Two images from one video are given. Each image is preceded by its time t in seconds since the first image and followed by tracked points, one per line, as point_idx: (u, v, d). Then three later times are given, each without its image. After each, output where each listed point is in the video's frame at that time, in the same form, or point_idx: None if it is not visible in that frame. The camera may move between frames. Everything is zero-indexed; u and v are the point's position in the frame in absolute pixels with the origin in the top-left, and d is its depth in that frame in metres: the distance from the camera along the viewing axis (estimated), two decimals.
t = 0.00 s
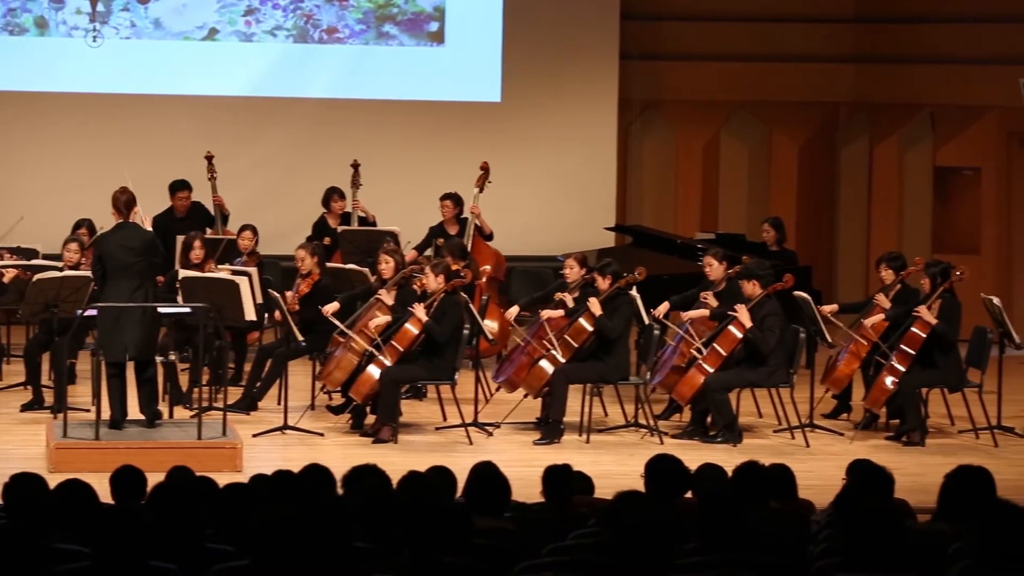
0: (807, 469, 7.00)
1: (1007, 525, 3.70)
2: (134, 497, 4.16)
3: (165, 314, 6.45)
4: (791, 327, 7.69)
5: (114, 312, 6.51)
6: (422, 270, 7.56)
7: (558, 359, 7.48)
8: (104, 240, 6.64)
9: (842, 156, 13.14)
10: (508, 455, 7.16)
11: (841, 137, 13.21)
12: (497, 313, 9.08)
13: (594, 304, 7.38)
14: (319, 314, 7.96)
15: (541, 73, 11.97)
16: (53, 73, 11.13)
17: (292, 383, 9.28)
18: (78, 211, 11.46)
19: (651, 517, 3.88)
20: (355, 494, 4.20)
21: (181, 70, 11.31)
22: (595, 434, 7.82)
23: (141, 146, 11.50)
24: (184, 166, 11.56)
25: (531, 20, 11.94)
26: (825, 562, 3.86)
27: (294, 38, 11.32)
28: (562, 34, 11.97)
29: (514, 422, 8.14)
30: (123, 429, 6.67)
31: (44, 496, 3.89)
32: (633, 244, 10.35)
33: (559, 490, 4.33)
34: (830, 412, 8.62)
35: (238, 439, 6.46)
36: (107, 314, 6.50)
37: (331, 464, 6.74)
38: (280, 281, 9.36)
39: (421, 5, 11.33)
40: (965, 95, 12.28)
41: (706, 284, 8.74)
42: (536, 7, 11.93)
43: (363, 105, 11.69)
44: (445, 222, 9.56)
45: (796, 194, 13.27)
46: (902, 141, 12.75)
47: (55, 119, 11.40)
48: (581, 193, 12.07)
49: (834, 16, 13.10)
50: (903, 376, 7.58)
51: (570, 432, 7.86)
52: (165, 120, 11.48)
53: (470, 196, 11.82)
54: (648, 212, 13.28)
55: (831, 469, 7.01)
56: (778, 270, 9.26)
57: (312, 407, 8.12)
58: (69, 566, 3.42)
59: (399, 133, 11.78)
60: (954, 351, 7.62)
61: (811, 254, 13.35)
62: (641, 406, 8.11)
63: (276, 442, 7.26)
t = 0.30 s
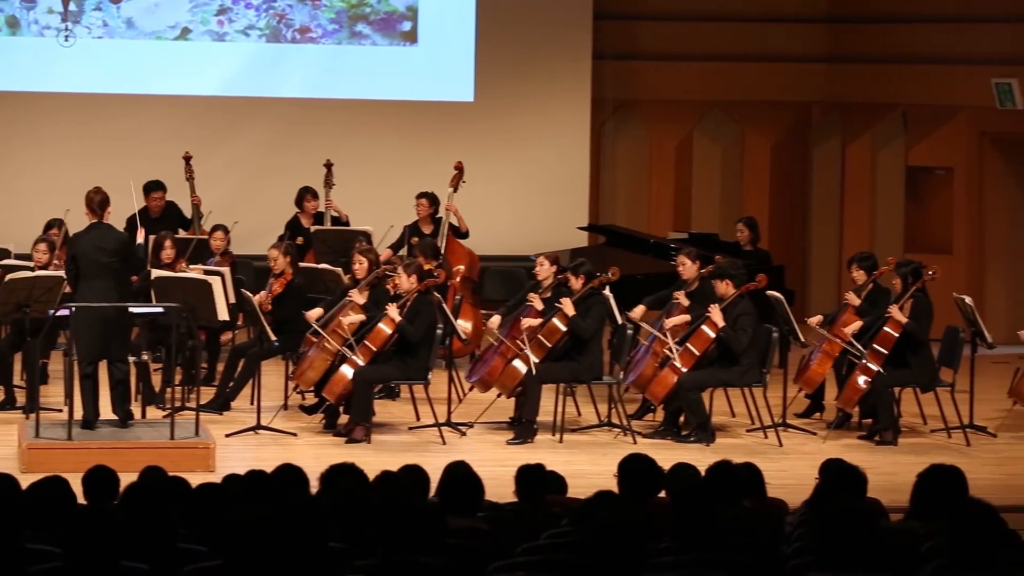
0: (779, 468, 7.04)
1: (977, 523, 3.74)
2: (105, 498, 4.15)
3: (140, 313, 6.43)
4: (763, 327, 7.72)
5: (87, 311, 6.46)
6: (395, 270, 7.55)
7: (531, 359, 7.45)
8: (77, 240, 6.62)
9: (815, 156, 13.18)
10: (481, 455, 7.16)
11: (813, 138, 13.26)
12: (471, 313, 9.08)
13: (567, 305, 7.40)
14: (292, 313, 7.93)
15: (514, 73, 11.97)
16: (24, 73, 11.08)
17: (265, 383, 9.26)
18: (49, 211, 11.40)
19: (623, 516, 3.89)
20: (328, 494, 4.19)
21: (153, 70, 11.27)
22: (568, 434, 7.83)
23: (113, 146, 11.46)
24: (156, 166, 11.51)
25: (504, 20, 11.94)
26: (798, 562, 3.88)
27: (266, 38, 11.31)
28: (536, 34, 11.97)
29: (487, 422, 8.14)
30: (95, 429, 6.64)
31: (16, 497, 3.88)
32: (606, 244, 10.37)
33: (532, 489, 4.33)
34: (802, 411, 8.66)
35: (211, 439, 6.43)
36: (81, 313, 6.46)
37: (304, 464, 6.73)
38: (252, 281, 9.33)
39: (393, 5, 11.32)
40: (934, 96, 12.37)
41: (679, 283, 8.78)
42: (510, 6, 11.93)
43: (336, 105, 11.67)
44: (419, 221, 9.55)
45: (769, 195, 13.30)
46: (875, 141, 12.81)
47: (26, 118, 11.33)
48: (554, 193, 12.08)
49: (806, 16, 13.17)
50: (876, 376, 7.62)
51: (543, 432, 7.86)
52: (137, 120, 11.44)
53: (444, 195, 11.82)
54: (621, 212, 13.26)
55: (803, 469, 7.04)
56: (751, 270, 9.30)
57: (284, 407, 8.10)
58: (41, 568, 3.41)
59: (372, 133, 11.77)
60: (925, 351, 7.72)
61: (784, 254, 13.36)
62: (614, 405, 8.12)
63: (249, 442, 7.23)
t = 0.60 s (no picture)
0: (752, 467, 7.07)
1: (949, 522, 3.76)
2: (78, 499, 4.16)
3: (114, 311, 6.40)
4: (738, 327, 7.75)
5: (59, 310, 6.43)
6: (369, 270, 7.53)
7: (505, 359, 7.44)
8: (52, 241, 6.65)
9: (788, 156, 13.23)
10: (455, 455, 7.17)
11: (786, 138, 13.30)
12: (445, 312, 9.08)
13: (541, 304, 7.41)
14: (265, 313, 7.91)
15: (488, 73, 11.96)
16: None
17: (238, 383, 9.23)
18: (21, 210, 11.34)
19: (598, 516, 3.90)
20: (302, 494, 4.19)
21: (126, 69, 11.22)
22: (542, 434, 7.84)
23: (85, 146, 11.41)
24: (129, 165, 11.46)
25: (479, 18, 11.92)
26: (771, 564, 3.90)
27: (240, 37, 11.27)
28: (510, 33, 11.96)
29: (461, 421, 8.15)
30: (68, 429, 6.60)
31: None
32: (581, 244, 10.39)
33: (507, 490, 4.34)
34: (776, 411, 8.70)
35: (184, 439, 6.41)
36: (54, 313, 6.42)
37: (278, 464, 6.72)
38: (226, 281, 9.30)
39: (367, 5, 11.30)
40: (906, 96, 12.47)
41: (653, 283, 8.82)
42: (484, 6, 11.92)
43: (309, 105, 11.64)
44: (395, 221, 9.54)
45: (743, 195, 13.34)
46: (847, 141, 12.84)
47: None
48: (529, 192, 12.08)
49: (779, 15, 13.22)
50: (849, 375, 7.65)
51: (517, 432, 7.87)
52: (111, 119, 11.41)
53: (419, 195, 11.82)
54: (596, 212, 13.29)
55: (777, 468, 7.07)
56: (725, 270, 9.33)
57: (258, 407, 8.09)
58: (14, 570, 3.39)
59: (346, 134, 11.74)
60: (898, 350, 7.76)
61: (757, 252, 13.40)
62: (588, 405, 8.14)
63: (222, 442, 7.22)
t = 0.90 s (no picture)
0: (728, 467, 7.11)
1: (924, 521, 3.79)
2: (53, 500, 4.16)
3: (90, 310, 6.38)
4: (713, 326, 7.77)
5: (35, 309, 6.41)
6: (344, 269, 7.53)
7: (481, 358, 7.48)
8: (27, 243, 6.61)
9: (763, 157, 13.28)
10: (431, 455, 7.17)
11: (762, 137, 13.33)
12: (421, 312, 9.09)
13: (516, 304, 7.41)
14: (241, 312, 7.91)
15: (463, 73, 11.97)
16: None
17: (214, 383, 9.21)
18: None
19: (574, 517, 3.92)
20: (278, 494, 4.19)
21: (101, 69, 11.18)
22: (518, 434, 7.84)
23: (59, 145, 11.38)
24: (103, 165, 11.43)
25: (455, 17, 11.93)
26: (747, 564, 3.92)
27: (215, 37, 11.26)
28: (486, 32, 11.97)
29: (437, 421, 8.16)
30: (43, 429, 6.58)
31: None
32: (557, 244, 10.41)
33: (484, 491, 4.33)
34: (751, 410, 8.73)
35: (160, 439, 6.39)
36: (30, 312, 6.40)
37: (253, 464, 6.71)
38: (202, 281, 9.27)
39: (342, 4, 11.30)
40: (877, 96, 12.46)
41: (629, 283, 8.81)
42: (459, 6, 11.93)
43: (284, 104, 11.63)
44: (372, 221, 9.54)
45: (718, 195, 13.37)
46: (823, 140, 12.82)
47: None
48: (505, 192, 12.08)
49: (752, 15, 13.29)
50: (824, 374, 7.70)
51: (493, 432, 7.87)
52: (85, 119, 11.39)
53: (395, 195, 11.80)
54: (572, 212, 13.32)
55: (752, 467, 7.10)
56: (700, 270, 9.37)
57: (234, 407, 8.07)
58: None
59: (322, 134, 11.72)
60: (873, 350, 7.78)
61: (732, 251, 13.45)
62: (564, 405, 8.16)
63: (198, 442, 7.20)
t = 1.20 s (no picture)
0: (704, 466, 7.13)
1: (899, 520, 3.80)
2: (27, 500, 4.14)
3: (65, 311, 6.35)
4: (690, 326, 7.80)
5: (12, 311, 6.41)
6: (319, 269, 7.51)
7: (456, 358, 7.48)
8: (4, 242, 6.56)
9: (738, 156, 13.33)
10: (408, 455, 7.17)
11: (737, 137, 13.38)
12: (397, 312, 9.08)
13: (492, 304, 7.41)
14: (217, 311, 7.90)
15: (440, 73, 11.96)
16: None
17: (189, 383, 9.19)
18: None
19: (550, 518, 3.92)
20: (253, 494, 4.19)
21: (76, 68, 11.13)
22: (494, 433, 7.85)
23: (33, 144, 11.34)
24: (77, 164, 11.39)
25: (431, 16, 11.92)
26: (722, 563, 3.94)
27: (190, 36, 11.21)
28: (462, 32, 11.96)
29: (413, 421, 8.15)
30: (18, 429, 6.55)
31: None
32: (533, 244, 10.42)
33: (459, 489, 4.35)
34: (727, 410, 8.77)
35: (135, 439, 6.38)
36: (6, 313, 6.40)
37: (229, 464, 6.69)
38: (177, 281, 9.24)
39: (317, 4, 11.26)
40: (852, 96, 12.49)
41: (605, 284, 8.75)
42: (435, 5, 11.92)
43: (260, 104, 11.60)
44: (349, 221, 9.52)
45: (693, 195, 13.42)
46: (799, 141, 12.89)
47: None
48: (481, 192, 12.09)
49: (728, 15, 13.32)
50: (800, 374, 7.71)
51: (469, 432, 7.88)
52: (59, 118, 11.34)
53: (371, 195, 11.79)
54: (547, 212, 13.36)
55: (728, 466, 7.13)
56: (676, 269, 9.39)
57: (209, 407, 8.05)
58: None
59: (297, 133, 11.70)
60: (849, 349, 7.84)
61: (708, 251, 13.49)
62: (540, 405, 8.17)
63: (173, 442, 7.18)
